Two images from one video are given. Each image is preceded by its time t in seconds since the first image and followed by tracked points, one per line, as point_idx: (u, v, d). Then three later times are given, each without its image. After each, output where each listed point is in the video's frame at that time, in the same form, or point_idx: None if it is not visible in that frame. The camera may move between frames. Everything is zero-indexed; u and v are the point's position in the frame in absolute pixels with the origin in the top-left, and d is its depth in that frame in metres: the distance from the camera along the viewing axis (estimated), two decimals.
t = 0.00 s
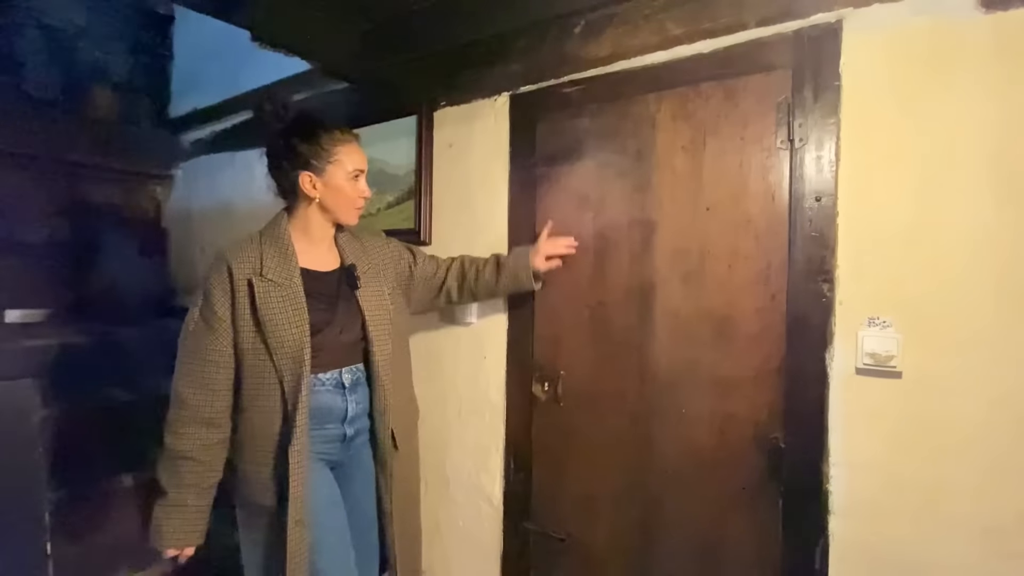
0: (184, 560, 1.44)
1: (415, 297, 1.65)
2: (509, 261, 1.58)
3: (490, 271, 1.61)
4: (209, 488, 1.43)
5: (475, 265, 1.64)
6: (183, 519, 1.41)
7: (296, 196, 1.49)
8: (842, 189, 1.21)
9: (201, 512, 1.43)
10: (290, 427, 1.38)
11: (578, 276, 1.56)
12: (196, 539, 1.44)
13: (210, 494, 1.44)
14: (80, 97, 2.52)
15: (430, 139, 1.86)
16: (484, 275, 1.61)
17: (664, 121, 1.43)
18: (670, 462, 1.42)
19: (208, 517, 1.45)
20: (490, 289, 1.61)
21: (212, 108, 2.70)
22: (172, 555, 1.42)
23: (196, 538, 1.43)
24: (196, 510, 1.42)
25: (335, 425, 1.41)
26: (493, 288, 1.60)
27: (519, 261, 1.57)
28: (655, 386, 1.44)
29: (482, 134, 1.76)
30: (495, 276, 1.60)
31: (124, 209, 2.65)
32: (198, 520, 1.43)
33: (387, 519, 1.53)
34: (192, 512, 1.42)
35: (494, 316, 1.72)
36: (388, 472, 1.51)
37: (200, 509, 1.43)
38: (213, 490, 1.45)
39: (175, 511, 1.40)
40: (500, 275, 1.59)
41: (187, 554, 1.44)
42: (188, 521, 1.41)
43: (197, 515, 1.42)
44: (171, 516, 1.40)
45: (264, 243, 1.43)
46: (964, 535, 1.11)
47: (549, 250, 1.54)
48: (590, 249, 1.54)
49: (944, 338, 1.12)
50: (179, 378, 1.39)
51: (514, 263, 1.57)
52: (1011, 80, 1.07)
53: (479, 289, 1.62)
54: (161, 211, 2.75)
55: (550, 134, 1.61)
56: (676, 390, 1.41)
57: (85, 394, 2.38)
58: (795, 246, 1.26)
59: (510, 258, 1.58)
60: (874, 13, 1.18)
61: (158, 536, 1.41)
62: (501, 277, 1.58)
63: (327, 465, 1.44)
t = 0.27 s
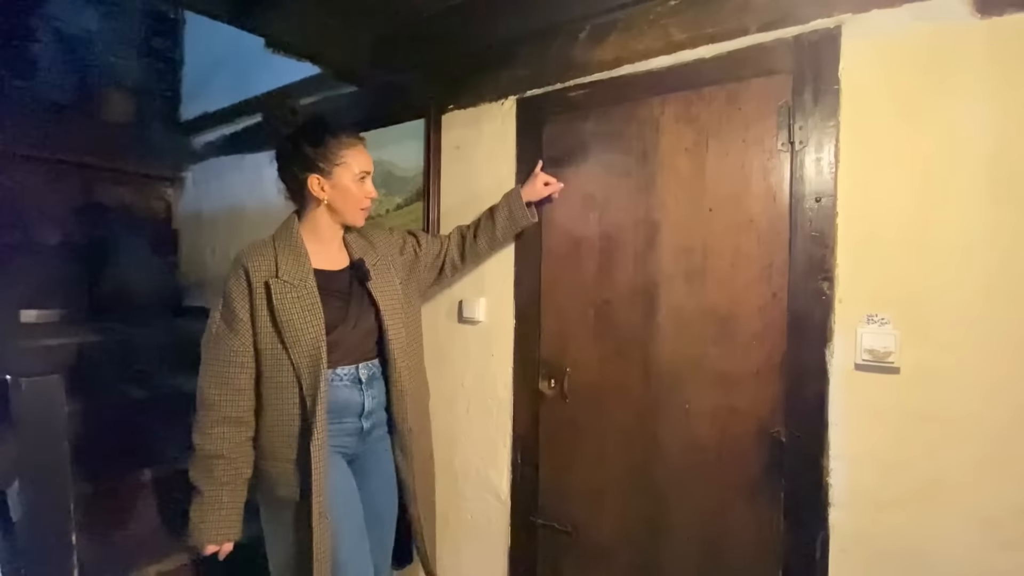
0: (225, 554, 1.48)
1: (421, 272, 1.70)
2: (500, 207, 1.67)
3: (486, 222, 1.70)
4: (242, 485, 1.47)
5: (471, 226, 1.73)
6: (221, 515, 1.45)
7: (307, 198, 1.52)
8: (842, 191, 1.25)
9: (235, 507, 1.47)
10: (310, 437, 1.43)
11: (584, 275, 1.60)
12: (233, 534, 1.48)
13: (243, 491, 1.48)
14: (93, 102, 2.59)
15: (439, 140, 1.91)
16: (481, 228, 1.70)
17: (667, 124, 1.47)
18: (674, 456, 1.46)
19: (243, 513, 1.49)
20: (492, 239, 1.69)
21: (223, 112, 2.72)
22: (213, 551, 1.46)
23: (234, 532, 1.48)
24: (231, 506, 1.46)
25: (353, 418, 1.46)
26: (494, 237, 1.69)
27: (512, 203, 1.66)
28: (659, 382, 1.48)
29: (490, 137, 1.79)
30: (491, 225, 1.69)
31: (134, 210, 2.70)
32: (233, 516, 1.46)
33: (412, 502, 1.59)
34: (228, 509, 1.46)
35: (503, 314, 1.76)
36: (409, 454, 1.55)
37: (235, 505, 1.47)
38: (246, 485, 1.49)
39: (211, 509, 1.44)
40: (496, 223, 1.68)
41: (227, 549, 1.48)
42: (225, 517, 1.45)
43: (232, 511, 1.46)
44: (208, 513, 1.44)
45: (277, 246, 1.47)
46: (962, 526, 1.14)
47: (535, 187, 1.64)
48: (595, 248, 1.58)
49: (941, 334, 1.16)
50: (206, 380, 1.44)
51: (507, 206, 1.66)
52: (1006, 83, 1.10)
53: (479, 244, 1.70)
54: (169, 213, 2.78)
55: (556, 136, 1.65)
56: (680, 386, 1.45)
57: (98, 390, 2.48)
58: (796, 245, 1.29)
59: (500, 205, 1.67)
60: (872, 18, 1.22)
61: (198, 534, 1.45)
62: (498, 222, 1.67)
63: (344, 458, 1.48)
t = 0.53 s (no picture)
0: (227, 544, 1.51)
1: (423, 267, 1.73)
2: (503, 210, 1.70)
3: (489, 225, 1.73)
4: (245, 477, 1.50)
5: (474, 228, 1.76)
6: (223, 506, 1.48)
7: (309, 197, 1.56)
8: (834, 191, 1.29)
9: (240, 498, 1.50)
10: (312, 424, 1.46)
11: (584, 273, 1.64)
12: (236, 525, 1.50)
13: (246, 483, 1.51)
14: (99, 103, 2.64)
15: (441, 141, 1.95)
16: (485, 230, 1.73)
17: (665, 126, 1.50)
18: (672, 449, 1.50)
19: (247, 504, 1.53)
20: (495, 240, 1.72)
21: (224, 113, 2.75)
22: (215, 540, 1.49)
23: (236, 523, 1.50)
24: (234, 497, 1.49)
25: (355, 413, 1.49)
26: (496, 238, 1.72)
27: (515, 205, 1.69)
28: (658, 377, 1.51)
29: (491, 138, 1.83)
30: (495, 227, 1.72)
31: (139, 211, 2.74)
32: (236, 507, 1.50)
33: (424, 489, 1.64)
34: (231, 500, 1.49)
35: (504, 312, 1.80)
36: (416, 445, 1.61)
37: (239, 496, 1.50)
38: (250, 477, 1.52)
39: (214, 500, 1.47)
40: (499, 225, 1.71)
41: (229, 539, 1.51)
42: (227, 507, 1.48)
43: (236, 501, 1.49)
44: (211, 504, 1.47)
45: (282, 245, 1.50)
46: (951, 516, 1.18)
47: (538, 192, 1.66)
48: (595, 247, 1.62)
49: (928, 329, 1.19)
50: (212, 375, 1.47)
51: (511, 209, 1.69)
52: (992, 85, 1.14)
53: (482, 246, 1.73)
54: (174, 214, 2.82)
55: (556, 137, 1.69)
56: (678, 381, 1.48)
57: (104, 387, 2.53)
58: (790, 244, 1.33)
59: (504, 209, 1.70)
60: (864, 23, 1.25)
61: (201, 524, 1.48)
62: (502, 225, 1.70)
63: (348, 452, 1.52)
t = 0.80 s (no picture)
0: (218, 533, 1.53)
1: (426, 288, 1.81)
2: (500, 252, 1.73)
3: (485, 262, 1.76)
4: (238, 467, 1.53)
5: (471, 258, 1.79)
6: (216, 495, 1.50)
7: (312, 192, 1.58)
8: (826, 188, 1.32)
9: (233, 488, 1.53)
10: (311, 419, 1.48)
11: (581, 269, 1.66)
12: (227, 514, 1.53)
13: (239, 472, 1.54)
14: (96, 98, 2.64)
15: (440, 140, 1.97)
16: (480, 266, 1.76)
17: (661, 124, 1.53)
18: (667, 441, 1.53)
19: (240, 494, 1.55)
20: (487, 277, 1.75)
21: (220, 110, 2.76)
22: (207, 529, 1.51)
23: (228, 512, 1.53)
24: (227, 486, 1.51)
25: (354, 407, 1.52)
26: (489, 277, 1.75)
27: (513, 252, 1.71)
28: (653, 371, 1.54)
29: (490, 135, 1.86)
30: (491, 266, 1.75)
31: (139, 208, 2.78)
32: (228, 496, 1.52)
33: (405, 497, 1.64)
34: (224, 489, 1.51)
35: (502, 307, 1.83)
36: (403, 453, 1.62)
37: (232, 486, 1.53)
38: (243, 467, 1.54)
39: (207, 488, 1.50)
40: (496, 265, 1.74)
41: (221, 527, 1.53)
42: (220, 497, 1.50)
43: (229, 491, 1.51)
44: (204, 492, 1.49)
45: (282, 241, 1.52)
46: (937, 506, 1.21)
47: (532, 248, 1.67)
48: (592, 243, 1.64)
49: (917, 322, 1.22)
50: (209, 366, 1.49)
51: (508, 255, 1.71)
52: (980, 86, 1.17)
53: (476, 279, 1.77)
54: (172, 210, 2.89)
55: (554, 135, 1.71)
56: (673, 375, 1.51)
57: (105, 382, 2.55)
58: (782, 240, 1.36)
59: (501, 250, 1.73)
60: (855, 24, 1.28)
61: (193, 511, 1.50)
62: (498, 266, 1.72)
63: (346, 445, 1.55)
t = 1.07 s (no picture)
0: (215, 522, 1.53)
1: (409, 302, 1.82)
2: (489, 309, 1.71)
3: (473, 311, 1.74)
4: (234, 457, 1.52)
5: (463, 297, 1.77)
6: (213, 483, 1.50)
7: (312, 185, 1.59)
8: (818, 182, 1.33)
9: (228, 478, 1.52)
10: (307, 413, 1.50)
11: (577, 262, 1.68)
12: (224, 502, 1.53)
13: (235, 463, 1.53)
14: (92, 94, 2.67)
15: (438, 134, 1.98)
16: (466, 310, 1.75)
17: (656, 118, 1.55)
18: (661, 432, 1.55)
19: (235, 484, 1.55)
20: (465, 322, 1.75)
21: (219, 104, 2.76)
22: (204, 517, 1.52)
23: (225, 501, 1.53)
24: (224, 476, 1.51)
25: (349, 399, 1.54)
26: (467, 322, 1.74)
27: (499, 317, 1.70)
28: (648, 363, 1.56)
29: (486, 129, 1.87)
30: (474, 317, 1.73)
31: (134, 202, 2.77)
32: (225, 485, 1.52)
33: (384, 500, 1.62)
34: (220, 478, 1.51)
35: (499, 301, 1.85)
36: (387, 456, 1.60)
37: (228, 476, 1.52)
38: (239, 458, 1.54)
39: (204, 477, 1.50)
40: (479, 318, 1.73)
41: (218, 516, 1.53)
42: (217, 486, 1.51)
43: (224, 480, 1.51)
44: (201, 480, 1.50)
45: (280, 233, 1.53)
46: (925, 494, 1.24)
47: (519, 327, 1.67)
48: (587, 237, 1.66)
49: (907, 314, 1.24)
50: (205, 356, 1.49)
51: (494, 316, 1.70)
52: (970, 82, 1.18)
53: (457, 317, 1.76)
54: (169, 205, 2.86)
55: (550, 130, 1.73)
56: (667, 367, 1.53)
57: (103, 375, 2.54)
58: (775, 234, 1.38)
59: (490, 308, 1.71)
60: (848, 20, 1.30)
61: (190, 500, 1.50)
62: (480, 320, 1.71)
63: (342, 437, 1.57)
